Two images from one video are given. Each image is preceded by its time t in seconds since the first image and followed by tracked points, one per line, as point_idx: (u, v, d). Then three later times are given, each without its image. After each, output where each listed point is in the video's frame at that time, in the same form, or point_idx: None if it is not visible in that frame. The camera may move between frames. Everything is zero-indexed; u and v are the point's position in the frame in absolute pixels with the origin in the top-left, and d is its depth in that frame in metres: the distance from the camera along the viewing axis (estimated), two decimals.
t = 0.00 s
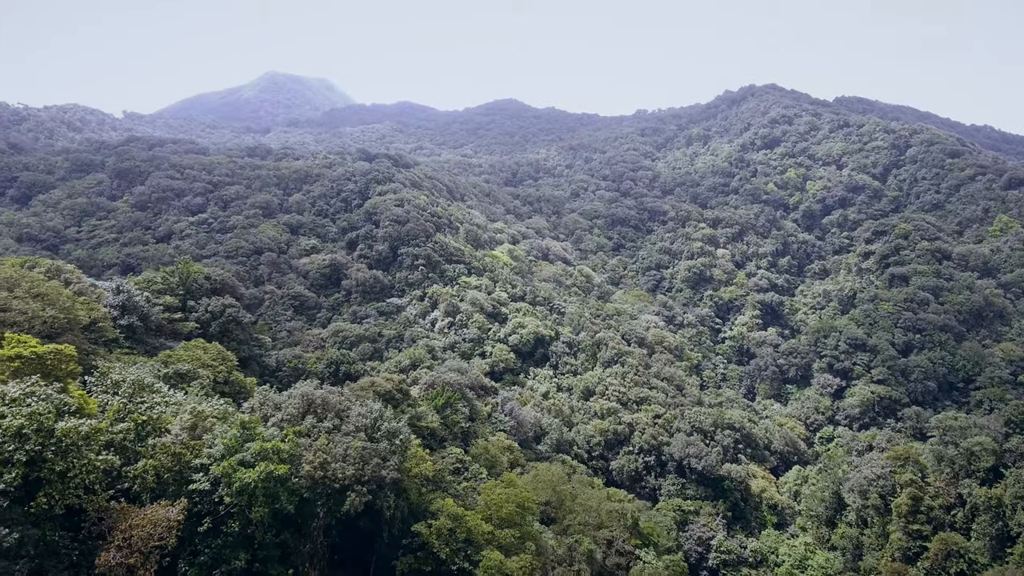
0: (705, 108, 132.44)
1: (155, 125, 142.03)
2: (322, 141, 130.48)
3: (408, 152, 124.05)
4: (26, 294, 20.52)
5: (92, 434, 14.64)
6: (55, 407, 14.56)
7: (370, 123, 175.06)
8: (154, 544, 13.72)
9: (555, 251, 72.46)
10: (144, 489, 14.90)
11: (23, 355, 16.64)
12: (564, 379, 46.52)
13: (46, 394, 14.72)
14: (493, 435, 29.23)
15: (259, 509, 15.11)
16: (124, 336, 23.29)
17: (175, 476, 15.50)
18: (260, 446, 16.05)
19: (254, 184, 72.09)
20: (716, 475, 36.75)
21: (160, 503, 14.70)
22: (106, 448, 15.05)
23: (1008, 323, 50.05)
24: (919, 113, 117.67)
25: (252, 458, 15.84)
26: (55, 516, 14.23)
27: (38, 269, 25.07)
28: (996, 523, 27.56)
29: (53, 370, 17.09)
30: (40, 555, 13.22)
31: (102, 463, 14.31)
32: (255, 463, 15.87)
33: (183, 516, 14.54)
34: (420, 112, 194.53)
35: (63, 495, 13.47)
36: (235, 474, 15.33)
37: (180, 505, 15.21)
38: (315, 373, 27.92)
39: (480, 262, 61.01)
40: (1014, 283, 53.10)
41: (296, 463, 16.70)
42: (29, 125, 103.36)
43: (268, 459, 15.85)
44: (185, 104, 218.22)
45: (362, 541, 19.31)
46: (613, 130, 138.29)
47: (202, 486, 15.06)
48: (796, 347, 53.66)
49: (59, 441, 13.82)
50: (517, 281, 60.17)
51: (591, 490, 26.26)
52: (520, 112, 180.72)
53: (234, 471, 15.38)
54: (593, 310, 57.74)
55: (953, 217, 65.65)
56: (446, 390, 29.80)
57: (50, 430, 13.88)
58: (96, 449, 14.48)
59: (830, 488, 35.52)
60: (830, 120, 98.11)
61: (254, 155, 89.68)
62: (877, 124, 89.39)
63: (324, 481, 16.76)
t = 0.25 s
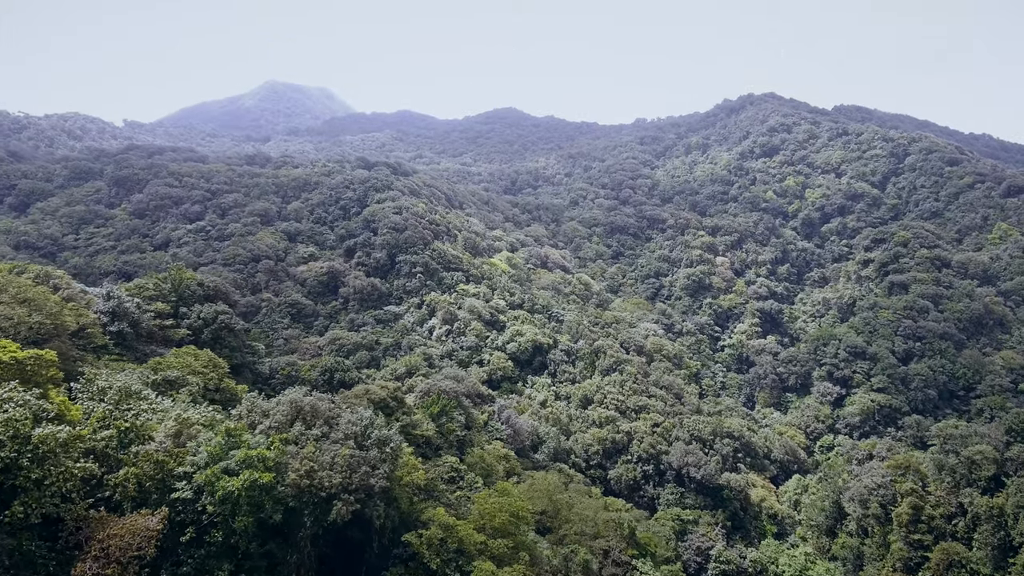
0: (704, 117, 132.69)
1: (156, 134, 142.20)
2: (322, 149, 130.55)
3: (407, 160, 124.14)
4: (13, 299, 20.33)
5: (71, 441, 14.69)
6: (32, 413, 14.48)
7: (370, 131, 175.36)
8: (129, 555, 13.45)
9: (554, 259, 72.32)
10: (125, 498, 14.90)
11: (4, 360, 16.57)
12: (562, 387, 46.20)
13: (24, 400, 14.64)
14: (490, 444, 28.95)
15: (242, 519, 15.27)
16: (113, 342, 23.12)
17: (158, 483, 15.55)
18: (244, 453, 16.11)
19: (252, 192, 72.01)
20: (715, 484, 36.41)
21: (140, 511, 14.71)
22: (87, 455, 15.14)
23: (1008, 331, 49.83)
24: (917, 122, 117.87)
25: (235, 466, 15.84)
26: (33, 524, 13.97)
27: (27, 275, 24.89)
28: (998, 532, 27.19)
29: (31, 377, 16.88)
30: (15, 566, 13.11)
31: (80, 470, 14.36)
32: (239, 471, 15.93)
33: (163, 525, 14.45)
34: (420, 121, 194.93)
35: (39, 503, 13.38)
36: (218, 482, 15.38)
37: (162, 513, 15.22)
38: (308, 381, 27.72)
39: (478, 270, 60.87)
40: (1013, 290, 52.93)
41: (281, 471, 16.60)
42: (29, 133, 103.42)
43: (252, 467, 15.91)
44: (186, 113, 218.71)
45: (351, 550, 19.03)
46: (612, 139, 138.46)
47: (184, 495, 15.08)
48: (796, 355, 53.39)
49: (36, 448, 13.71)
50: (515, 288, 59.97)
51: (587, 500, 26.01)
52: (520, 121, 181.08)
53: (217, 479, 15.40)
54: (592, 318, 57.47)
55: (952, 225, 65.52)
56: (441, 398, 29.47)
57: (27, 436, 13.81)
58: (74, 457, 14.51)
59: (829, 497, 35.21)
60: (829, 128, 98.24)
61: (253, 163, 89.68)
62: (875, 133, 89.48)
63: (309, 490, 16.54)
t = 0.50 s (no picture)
0: (703, 125, 132.88)
1: (156, 142, 142.45)
2: (322, 158, 130.58)
3: (407, 168, 124.08)
4: None
5: (48, 448, 14.51)
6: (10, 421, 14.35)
7: (370, 140, 175.67)
8: (107, 564, 13.35)
9: (552, 267, 72.14)
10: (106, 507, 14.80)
11: None
12: (560, 396, 45.86)
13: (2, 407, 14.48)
14: (486, 453, 28.68)
15: (225, 529, 15.16)
16: (102, 349, 22.97)
17: (139, 492, 15.43)
18: (228, 461, 16.04)
19: (251, 200, 71.93)
20: (714, 493, 36.04)
21: (119, 521, 14.52)
22: (67, 463, 15.08)
23: (1009, 339, 49.59)
24: (916, 130, 118.01)
25: (220, 474, 15.88)
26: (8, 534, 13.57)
27: (16, 281, 24.76)
28: (1000, 543, 27.22)
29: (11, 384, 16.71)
30: None
31: (56, 478, 14.14)
32: (222, 480, 15.87)
33: (142, 535, 14.33)
34: (420, 130, 195.29)
35: (12, 511, 13.08)
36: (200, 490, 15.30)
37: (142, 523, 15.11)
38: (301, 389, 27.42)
39: (477, 278, 60.68)
40: (1014, 298, 52.72)
41: (268, 481, 16.68)
42: (29, 142, 103.52)
43: (236, 476, 15.86)
44: (186, 121, 219.17)
45: (339, 560, 19.30)
46: (611, 147, 138.54)
47: (167, 504, 15.03)
48: (795, 363, 53.12)
49: (12, 454, 13.49)
50: (513, 296, 59.75)
51: (583, 509, 25.77)
52: (519, 129, 181.38)
53: (200, 488, 15.40)
54: (590, 326, 57.16)
55: (952, 233, 65.40)
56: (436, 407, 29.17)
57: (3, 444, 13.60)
58: (51, 464, 14.27)
59: (830, 506, 34.89)
60: (828, 136, 98.31)
61: (252, 171, 89.68)
62: (874, 141, 89.51)
63: (296, 498, 16.79)
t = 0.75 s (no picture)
0: (702, 134, 133.06)
1: (156, 151, 142.57)
2: (321, 166, 130.52)
3: (406, 177, 123.99)
4: None
5: (26, 456, 14.49)
6: None
7: (370, 148, 175.93)
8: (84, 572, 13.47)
9: (551, 274, 71.94)
10: (87, 515, 15.07)
11: None
12: (558, 404, 45.52)
13: None
14: (482, 461, 28.37)
15: (206, 538, 15.57)
16: (93, 357, 23.06)
17: (120, 500, 15.58)
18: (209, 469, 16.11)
19: (249, 207, 71.82)
20: (713, 502, 35.69)
21: (97, 531, 14.65)
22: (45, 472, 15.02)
23: (1009, 346, 49.34)
24: (914, 138, 118.21)
25: (202, 483, 15.88)
26: None
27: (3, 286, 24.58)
28: (1002, 553, 27.07)
29: None
30: None
31: (32, 486, 14.01)
32: (205, 488, 15.95)
33: (120, 544, 14.55)
34: (419, 138, 195.55)
35: None
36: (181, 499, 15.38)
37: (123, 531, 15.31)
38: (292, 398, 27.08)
39: (475, 286, 60.47)
40: (1014, 306, 52.53)
41: (252, 490, 16.85)
42: (29, 150, 103.52)
43: (219, 485, 15.97)
44: (187, 130, 219.39)
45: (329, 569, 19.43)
46: (611, 155, 138.63)
47: (148, 512, 15.28)
48: (795, 371, 52.80)
49: None
50: (512, 304, 59.53)
51: (580, 518, 25.50)
52: (519, 138, 181.62)
53: (181, 497, 15.44)
54: (589, 333, 56.85)
55: (951, 240, 65.28)
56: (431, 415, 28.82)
57: None
58: (27, 472, 14.15)
59: (830, 516, 34.56)
60: (826, 144, 98.43)
61: (251, 179, 89.63)
62: (872, 149, 89.56)
63: (280, 509, 17.10)
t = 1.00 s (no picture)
0: (701, 142, 133.27)
1: (156, 159, 142.74)
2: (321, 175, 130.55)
3: (406, 185, 123.96)
4: None
5: (2, 463, 14.37)
6: None
7: (370, 157, 176.17)
8: None
9: (550, 282, 71.73)
10: (64, 523, 14.99)
11: None
12: (557, 412, 45.15)
13: None
14: (478, 470, 28.09)
15: (187, 547, 15.41)
16: (81, 363, 22.97)
17: (99, 509, 15.62)
18: (191, 478, 16.34)
19: (247, 215, 71.71)
20: (713, 512, 35.30)
21: (72, 541, 14.54)
22: (25, 479, 15.11)
23: (1010, 354, 49.05)
24: (913, 147, 118.33)
25: (184, 491, 16.13)
26: None
27: None
28: (1006, 563, 26.78)
29: None
30: None
31: (5, 494, 13.63)
32: (187, 497, 16.18)
33: (96, 553, 14.44)
34: (419, 146, 195.92)
35: None
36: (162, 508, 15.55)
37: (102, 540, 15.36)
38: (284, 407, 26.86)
39: (473, 293, 60.26)
40: (1014, 313, 52.29)
41: (235, 499, 17.03)
42: (29, 158, 103.58)
43: (202, 493, 16.19)
44: (187, 138, 219.73)
45: None
46: (610, 164, 138.74)
47: (128, 521, 15.25)
48: (795, 379, 52.45)
49: None
50: (510, 312, 59.28)
51: (577, 528, 25.17)
52: (518, 147, 181.93)
53: (162, 505, 15.61)
54: (587, 341, 56.55)
55: (951, 248, 65.14)
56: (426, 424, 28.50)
57: None
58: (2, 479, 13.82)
59: (831, 525, 34.18)
60: (825, 153, 98.50)
61: (250, 187, 89.58)
62: (871, 157, 89.61)
63: (265, 518, 16.98)
